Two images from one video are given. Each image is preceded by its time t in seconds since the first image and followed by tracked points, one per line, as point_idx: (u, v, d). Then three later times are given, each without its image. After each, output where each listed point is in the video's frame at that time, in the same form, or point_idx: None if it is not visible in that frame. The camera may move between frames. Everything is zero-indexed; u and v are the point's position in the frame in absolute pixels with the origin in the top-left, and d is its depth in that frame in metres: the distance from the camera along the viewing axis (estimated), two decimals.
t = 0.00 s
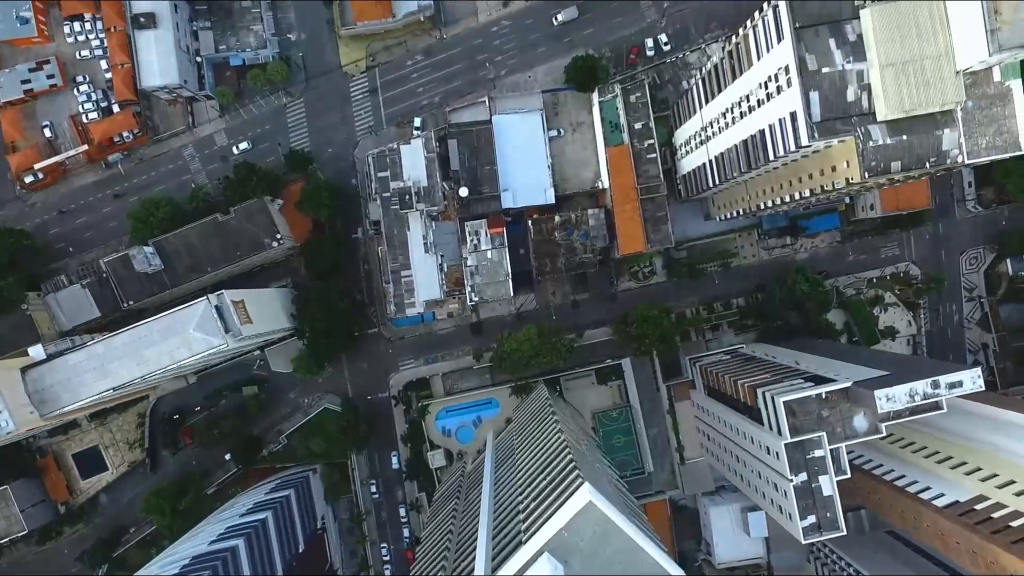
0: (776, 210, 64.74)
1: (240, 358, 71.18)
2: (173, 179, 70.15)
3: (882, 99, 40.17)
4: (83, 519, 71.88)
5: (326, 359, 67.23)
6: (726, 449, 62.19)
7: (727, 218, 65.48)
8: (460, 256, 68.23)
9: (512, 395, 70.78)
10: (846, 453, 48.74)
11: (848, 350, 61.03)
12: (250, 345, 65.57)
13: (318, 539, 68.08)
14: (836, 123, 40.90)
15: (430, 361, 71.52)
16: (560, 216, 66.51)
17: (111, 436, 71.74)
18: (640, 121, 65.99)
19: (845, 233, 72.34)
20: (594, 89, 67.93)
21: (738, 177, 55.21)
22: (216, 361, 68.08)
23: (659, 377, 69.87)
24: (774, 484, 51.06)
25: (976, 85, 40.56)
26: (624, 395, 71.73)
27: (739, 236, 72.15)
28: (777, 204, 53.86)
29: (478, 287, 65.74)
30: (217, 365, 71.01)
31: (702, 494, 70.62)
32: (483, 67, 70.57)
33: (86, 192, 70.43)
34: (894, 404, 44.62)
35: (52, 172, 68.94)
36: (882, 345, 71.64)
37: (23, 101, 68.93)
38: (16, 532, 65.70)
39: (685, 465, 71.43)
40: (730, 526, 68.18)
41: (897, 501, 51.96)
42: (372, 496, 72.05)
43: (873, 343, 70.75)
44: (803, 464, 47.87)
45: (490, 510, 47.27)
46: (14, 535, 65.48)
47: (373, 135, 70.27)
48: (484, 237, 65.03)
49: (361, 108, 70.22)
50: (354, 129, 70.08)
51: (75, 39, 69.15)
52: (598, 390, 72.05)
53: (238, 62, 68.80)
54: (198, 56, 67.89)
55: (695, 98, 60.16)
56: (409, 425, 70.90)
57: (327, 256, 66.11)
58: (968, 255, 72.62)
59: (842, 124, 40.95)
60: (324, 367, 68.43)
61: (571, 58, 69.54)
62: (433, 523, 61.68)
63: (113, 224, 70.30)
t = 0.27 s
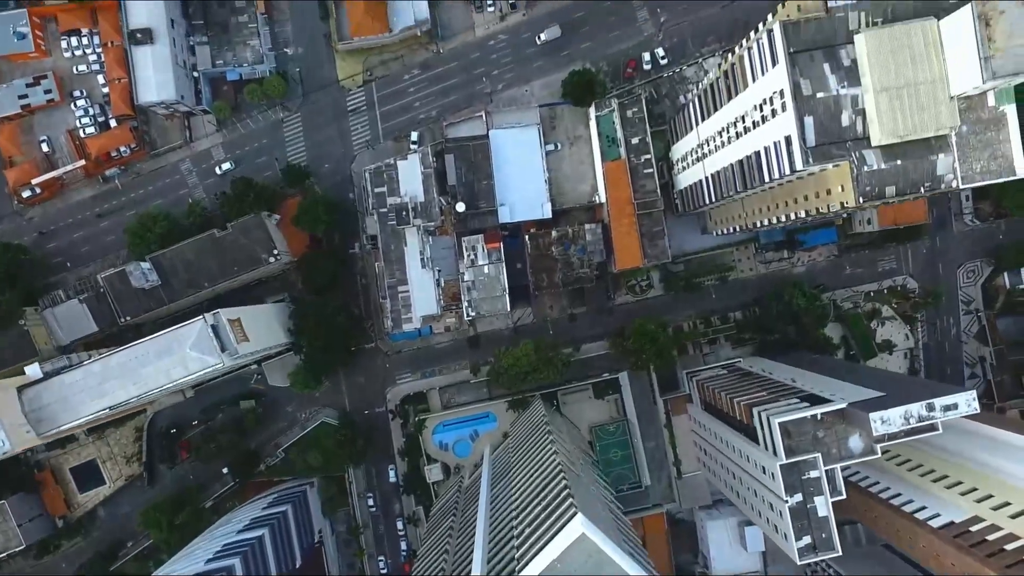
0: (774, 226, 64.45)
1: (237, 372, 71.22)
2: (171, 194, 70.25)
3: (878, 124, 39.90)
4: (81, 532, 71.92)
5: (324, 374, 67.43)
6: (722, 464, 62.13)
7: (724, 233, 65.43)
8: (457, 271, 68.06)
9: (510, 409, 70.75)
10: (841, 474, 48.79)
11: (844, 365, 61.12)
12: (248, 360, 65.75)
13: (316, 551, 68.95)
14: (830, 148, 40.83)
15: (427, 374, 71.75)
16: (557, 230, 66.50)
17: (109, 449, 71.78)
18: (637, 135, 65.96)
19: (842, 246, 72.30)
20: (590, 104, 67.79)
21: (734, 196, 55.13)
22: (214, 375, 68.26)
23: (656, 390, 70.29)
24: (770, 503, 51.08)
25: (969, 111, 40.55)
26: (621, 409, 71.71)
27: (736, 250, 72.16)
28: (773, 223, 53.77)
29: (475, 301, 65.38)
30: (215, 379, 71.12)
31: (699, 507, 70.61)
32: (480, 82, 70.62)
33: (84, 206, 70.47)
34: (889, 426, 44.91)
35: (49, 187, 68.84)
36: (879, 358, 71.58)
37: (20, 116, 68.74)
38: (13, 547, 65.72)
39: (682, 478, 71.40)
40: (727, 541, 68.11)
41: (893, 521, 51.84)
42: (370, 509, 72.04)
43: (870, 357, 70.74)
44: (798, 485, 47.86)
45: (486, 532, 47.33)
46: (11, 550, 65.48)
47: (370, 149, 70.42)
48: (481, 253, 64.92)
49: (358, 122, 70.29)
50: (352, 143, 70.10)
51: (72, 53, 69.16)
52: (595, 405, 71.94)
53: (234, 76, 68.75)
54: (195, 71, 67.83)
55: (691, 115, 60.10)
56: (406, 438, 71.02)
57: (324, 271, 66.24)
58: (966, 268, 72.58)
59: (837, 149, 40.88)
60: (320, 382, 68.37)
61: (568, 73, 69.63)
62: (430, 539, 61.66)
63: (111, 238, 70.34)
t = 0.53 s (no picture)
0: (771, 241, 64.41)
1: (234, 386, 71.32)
2: (168, 208, 70.31)
3: (872, 149, 39.75)
4: (78, 545, 71.96)
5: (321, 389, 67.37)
6: (719, 480, 62.24)
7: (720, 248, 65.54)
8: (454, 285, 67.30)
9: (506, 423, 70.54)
10: (836, 494, 48.91)
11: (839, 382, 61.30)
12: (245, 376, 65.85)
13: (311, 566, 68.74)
14: (823, 172, 40.81)
15: (424, 388, 71.76)
16: (553, 245, 66.53)
17: (106, 463, 71.63)
18: (633, 150, 65.97)
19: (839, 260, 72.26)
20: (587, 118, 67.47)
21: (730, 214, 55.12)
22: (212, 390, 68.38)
23: (653, 405, 70.55)
24: (766, 522, 51.22)
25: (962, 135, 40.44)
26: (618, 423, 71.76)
27: (734, 263, 72.13)
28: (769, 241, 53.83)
29: (471, 316, 65.15)
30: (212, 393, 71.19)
31: (696, 521, 70.63)
32: (476, 96, 70.66)
33: (80, 220, 70.43)
34: (884, 448, 44.75)
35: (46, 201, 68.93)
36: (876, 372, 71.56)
37: (17, 130, 68.75)
38: (10, 561, 65.65)
39: (679, 492, 71.39)
40: (724, 554, 68.12)
41: (889, 540, 51.83)
42: (367, 522, 71.94)
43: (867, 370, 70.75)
44: (793, 505, 48.07)
45: (481, 553, 47.39)
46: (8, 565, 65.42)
47: (367, 163, 70.44)
48: (477, 267, 64.28)
49: (355, 136, 70.31)
50: (349, 158, 70.14)
51: (69, 68, 69.15)
52: (591, 418, 71.62)
53: (231, 91, 68.80)
54: (192, 86, 67.76)
55: (688, 131, 60.00)
56: (403, 452, 71.05)
57: (320, 287, 66.31)
58: (963, 281, 72.56)
59: (831, 173, 40.92)
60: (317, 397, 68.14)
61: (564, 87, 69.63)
62: (426, 555, 61.76)
63: (108, 252, 70.35)
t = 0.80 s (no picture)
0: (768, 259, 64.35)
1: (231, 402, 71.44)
2: (165, 225, 70.46)
3: (864, 179, 39.70)
4: (76, 561, 72.15)
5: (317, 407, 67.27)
6: (715, 498, 62.24)
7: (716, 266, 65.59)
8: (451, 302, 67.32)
9: (504, 439, 70.59)
10: (830, 518, 48.92)
11: (834, 401, 61.80)
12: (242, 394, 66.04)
13: None
14: (815, 202, 40.80)
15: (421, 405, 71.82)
16: (549, 263, 66.57)
17: (104, 479, 71.45)
18: (629, 167, 65.83)
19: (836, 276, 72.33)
20: (584, 136, 67.56)
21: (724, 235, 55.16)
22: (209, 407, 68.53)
23: (650, 420, 69.54)
24: (760, 545, 51.31)
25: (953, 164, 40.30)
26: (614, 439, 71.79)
27: (730, 279, 72.21)
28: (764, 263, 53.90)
29: (467, 334, 64.98)
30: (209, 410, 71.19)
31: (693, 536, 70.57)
32: (472, 112, 70.77)
33: (78, 237, 70.43)
34: (877, 474, 44.82)
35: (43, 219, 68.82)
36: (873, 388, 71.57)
37: (14, 147, 68.58)
38: None
39: (676, 508, 71.33)
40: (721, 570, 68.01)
41: (885, 562, 51.61)
42: (364, 538, 71.65)
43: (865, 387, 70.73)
44: (788, 529, 48.15)
45: None
46: None
47: (363, 180, 70.66)
48: (473, 285, 64.18)
49: (351, 153, 70.46)
50: (345, 175, 70.29)
51: (66, 86, 69.13)
52: (588, 434, 71.74)
53: (227, 108, 69.11)
54: (188, 103, 67.80)
55: (683, 150, 60.08)
56: (400, 468, 71.09)
57: (316, 304, 66.44)
58: (959, 296, 72.63)
59: (824, 204, 40.92)
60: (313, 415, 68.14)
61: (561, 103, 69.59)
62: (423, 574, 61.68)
63: (105, 269, 70.40)
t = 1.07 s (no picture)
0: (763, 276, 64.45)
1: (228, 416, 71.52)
2: (163, 239, 70.32)
3: (858, 205, 39.71)
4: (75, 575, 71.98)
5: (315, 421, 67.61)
6: (712, 514, 62.14)
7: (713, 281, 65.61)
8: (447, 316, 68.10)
9: (501, 453, 70.88)
10: (825, 539, 48.86)
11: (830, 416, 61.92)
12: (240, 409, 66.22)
13: None
14: (808, 227, 41.08)
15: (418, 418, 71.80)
16: (546, 277, 66.55)
17: (102, 492, 71.47)
18: (627, 182, 65.35)
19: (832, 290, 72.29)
20: (580, 150, 67.72)
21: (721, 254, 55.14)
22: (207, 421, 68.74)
23: (648, 435, 69.54)
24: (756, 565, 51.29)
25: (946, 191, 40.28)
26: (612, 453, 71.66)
27: (727, 293, 72.27)
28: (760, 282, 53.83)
29: (464, 349, 65.13)
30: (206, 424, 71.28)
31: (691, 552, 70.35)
32: (470, 127, 70.70)
33: (76, 251, 70.40)
34: (872, 496, 44.86)
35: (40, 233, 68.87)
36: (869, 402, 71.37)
37: (11, 162, 68.54)
38: None
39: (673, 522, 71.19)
40: None
41: None
42: (362, 551, 71.43)
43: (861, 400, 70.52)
44: (783, 548, 48.17)
45: None
46: None
47: (361, 195, 70.38)
48: (470, 300, 64.37)
49: (348, 168, 70.34)
50: (342, 189, 70.31)
51: (62, 101, 68.99)
52: (585, 448, 71.85)
53: (225, 122, 69.07)
54: (185, 119, 67.82)
55: (680, 168, 60.22)
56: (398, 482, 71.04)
57: (313, 319, 66.33)
58: (956, 310, 72.63)
59: (818, 228, 41.08)
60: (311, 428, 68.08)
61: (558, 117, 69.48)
62: None
63: (103, 282, 70.21)
